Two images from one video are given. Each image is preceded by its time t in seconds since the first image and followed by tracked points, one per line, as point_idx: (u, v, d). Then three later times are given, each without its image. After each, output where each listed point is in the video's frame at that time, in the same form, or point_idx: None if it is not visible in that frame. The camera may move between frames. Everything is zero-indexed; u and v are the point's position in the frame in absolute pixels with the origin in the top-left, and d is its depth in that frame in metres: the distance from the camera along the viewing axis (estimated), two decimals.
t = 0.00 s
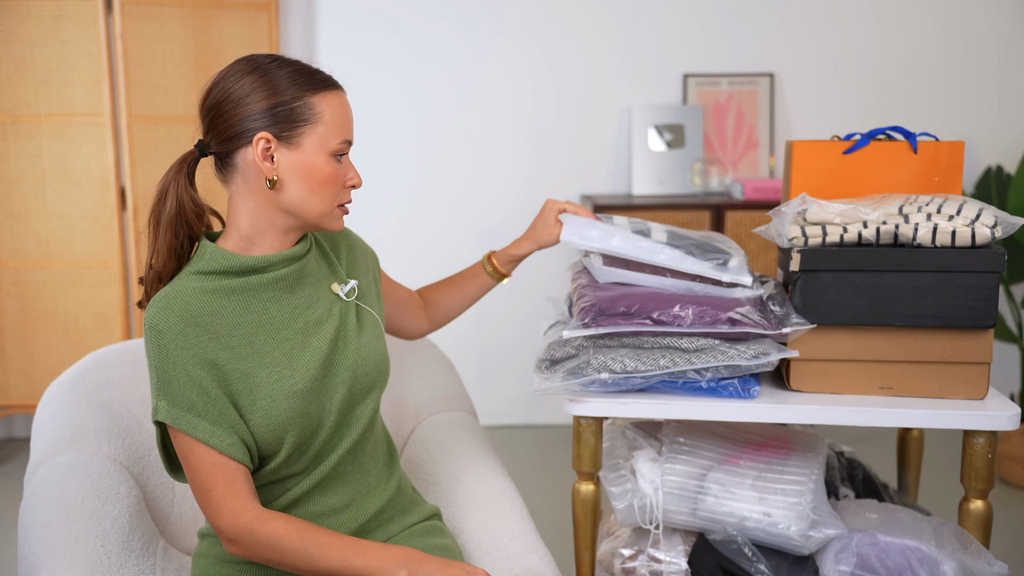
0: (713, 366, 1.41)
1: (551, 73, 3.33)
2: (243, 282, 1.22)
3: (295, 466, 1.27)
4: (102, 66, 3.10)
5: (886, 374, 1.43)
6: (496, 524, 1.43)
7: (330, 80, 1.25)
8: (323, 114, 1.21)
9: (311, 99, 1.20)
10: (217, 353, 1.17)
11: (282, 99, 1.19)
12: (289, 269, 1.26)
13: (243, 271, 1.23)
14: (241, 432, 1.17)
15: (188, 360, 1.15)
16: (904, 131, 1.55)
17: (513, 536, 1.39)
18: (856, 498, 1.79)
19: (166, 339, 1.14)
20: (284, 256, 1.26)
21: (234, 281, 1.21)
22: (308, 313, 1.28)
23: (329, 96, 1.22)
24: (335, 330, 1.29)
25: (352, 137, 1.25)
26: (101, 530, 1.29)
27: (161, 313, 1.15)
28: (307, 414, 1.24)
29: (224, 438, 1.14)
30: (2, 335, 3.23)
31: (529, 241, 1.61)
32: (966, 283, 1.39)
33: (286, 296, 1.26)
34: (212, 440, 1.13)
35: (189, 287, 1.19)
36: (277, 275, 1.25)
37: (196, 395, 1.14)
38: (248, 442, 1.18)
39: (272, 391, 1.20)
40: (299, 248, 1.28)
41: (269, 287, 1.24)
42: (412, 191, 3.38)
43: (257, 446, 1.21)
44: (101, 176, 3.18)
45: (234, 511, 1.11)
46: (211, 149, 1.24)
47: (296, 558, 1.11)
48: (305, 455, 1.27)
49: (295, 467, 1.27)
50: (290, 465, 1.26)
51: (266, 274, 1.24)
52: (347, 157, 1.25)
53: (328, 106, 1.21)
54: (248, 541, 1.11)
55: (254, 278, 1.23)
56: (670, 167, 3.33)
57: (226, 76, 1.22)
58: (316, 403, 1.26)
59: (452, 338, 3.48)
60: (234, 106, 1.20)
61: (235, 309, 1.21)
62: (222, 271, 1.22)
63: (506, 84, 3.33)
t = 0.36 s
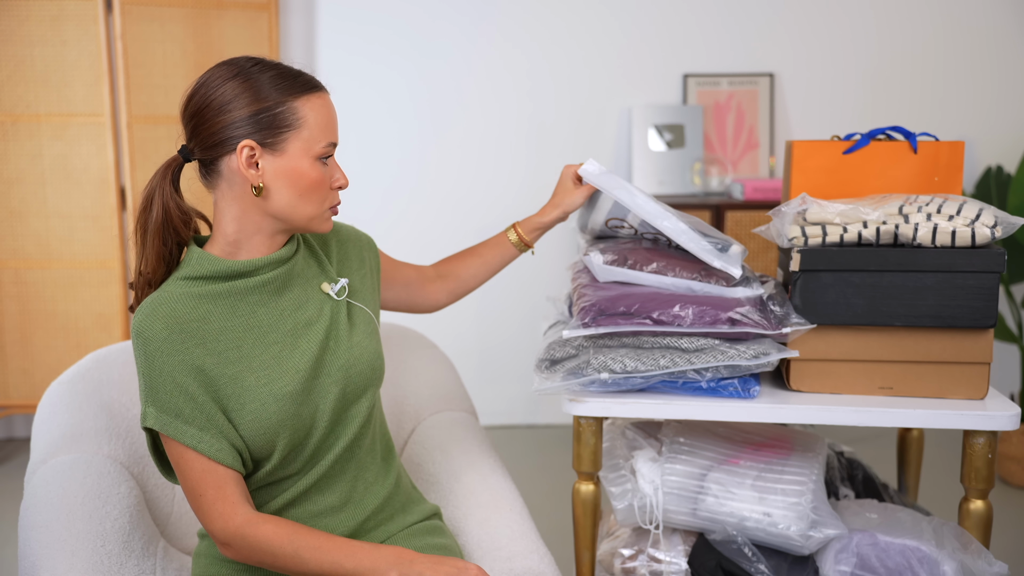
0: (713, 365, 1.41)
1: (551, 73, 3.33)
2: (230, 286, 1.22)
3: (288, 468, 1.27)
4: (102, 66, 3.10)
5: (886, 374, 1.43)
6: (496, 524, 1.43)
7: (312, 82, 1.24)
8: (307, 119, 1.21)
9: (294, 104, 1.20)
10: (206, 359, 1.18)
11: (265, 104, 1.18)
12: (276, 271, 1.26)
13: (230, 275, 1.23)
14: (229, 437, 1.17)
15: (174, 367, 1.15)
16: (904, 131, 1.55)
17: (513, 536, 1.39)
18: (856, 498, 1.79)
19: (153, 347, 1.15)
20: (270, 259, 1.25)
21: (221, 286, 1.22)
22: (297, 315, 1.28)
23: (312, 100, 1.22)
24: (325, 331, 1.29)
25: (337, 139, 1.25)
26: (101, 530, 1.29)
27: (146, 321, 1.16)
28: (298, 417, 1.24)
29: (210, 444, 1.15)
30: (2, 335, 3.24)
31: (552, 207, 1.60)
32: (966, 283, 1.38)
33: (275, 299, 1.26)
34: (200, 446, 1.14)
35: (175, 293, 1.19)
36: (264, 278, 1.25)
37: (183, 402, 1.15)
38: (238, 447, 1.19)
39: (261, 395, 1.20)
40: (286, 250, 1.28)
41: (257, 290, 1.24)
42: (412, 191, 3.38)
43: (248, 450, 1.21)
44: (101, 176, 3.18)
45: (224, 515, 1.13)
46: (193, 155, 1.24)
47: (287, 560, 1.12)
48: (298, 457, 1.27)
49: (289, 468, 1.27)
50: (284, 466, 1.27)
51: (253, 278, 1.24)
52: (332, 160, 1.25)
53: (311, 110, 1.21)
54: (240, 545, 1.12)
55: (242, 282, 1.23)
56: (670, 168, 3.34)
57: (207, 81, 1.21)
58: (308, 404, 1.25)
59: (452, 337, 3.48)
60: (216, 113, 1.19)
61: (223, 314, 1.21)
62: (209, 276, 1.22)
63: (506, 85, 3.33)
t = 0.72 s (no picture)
0: (713, 366, 1.42)
1: (552, 73, 3.33)
2: (269, 278, 1.22)
3: (312, 464, 1.27)
4: (102, 66, 3.10)
5: (886, 374, 1.43)
6: (497, 524, 1.43)
7: (335, 68, 1.24)
8: (325, 102, 1.20)
9: (311, 89, 1.20)
10: (237, 351, 1.18)
11: (282, 91, 1.19)
12: (316, 265, 1.26)
13: (268, 268, 1.23)
14: (258, 433, 1.17)
15: (206, 358, 1.15)
16: (904, 131, 1.55)
17: (513, 537, 1.39)
18: (856, 498, 1.79)
19: (186, 335, 1.15)
20: (311, 252, 1.25)
21: (261, 278, 1.21)
22: (335, 310, 1.27)
23: (331, 84, 1.21)
24: (361, 328, 1.29)
25: (362, 123, 1.23)
26: (101, 530, 1.29)
27: (183, 309, 1.16)
28: (330, 414, 1.24)
29: (236, 439, 1.15)
30: (2, 335, 3.23)
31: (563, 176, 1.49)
32: (966, 283, 1.38)
33: (313, 293, 1.26)
34: (223, 440, 1.14)
35: (214, 282, 1.19)
36: (302, 272, 1.24)
37: (212, 395, 1.15)
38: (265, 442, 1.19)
39: (294, 391, 1.20)
40: (325, 244, 1.27)
41: (294, 284, 1.24)
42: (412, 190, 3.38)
43: (277, 444, 1.21)
44: (101, 176, 3.18)
45: (235, 512, 1.13)
46: (224, 155, 1.27)
47: (293, 559, 1.14)
48: (322, 453, 1.27)
49: (313, 463, 1.27)
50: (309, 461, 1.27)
51: (292, 271, 1.24)
52: (359, 143, 1.24)
53: (328, 93, 1.21)
54: (252, 541, 1.13)
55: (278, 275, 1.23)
56: (670, 168, 3.33)
57: (234, 74, 1.24)
58: (339, 402, 1.25)
59: (452, 338, 3.48)
60: (241, 104, 1.22)
61: (259, 306, 1.21)
62: (249, 266, 1.22)
63: (506, 85, 3.32)
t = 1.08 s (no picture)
0: (713, 366, 1.42)
1: (552, 73, 3.33)
2: (281, 273, 1.24)
3: (321, 461, 1.28)
4: (102, 66, 3.09)
5: (885, 374, 1.43)
6: (497, 524, 1.43)
7: (342, 64, 1.24)
8: (335, 100, 1.20)
9: (319, 86, 1.20)
10: (244, 342, 1.20)
11: (291, 91, 1.20)
12: (330, 264, 1.26)
13: (283, 263, 1.25)
14: (260, 424, 1.20)
15: (214, 346, 1.20)
16: (904, 131, 1.55)
17: (513, 537, 1.39)
18: (857, 498, 1.79)
19: (197, 321, 1.20)
20: (325, 250, 1.26)
21: (273, 272, 1.24)
22: (348, 311, 1.26)
23: (338, 80, 1.21)
24: (373, 332, 1.27)
25: (372, 118, 1.23)
26: (102, 530, 1.29)
27: (197, 296, 1.21)
28: (334, 415, 1.23)
29: (236, 427, 1.18)
30: (2, 335, 3.24)
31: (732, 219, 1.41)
32: (966, 283, 1.38)
33: (327, 291, 1.26)
34: (224, 427, 1.18)
35: (230, 273, 1.23)
36: (316, 270, 1.25)
37: (218, 381, 1.20)
38: (268, 434, 1.21)
39: (298, 388, 1.20)
40: (342, 242, 1.28)
41: (307, 281, 1.25)
42: (413, 190, 3.38)
43: (281, 438, 1.23)
44: (101, 176, 3.18)
45: (238, 499, 1.16)
46: (241, 159, 1.29)
47: (292, 550, 1.15)
48: (331, 451, 1.28)
49: (320, 460, 1.28)
50: (318, 458, 1.28)
51: (305, 268, 1.25)
52: (372, 138, 1.24)
53: (336, 90, 1.21)
54: (250, 527, 1.16)
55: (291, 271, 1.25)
56: (670, 168, 3.33)
57: (246, 76, 1.25)
58: (346, 403, 1.25)
59: (452, 338, 3.48)
60: (252, 107, 1.23)
61: (271, 300, 1.23)
62: (266, 261, 1.25)
63: (506, 84, 3.32)
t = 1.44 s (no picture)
0: (713, 366, 1.42)
1: (552, 74, 3.33)
2: (303, 275, 1.22)
3: (332, 462, 1.28)
4: (102, 66, 3.09)
5: (885, 374, 1.43)
6: (497, 524, 1.43)
7: (370, 69, 1.24)
8: (367, 107, 1.20)
9: (352, 92, 1.20)
10: (266, 345, 1.18)
11: (324, 96, 1.19)
12: (349, 265, 1.26)
13: (303, 265, 1.24)
14: (283, 428, 1.18)
15: (235, 350, 1.16)
16: (904, 131, 1.55)
17: (513, 537, 1.39)
18: (856, 498, 1.79)
19: (220, 325, 1.16)
20: (345, 252, 1.26)
21: (294, 274, 1.22)
22: (365, 312, 1.27)
23: (370, 87, 1.21)
24: (389, 331, 1.28)
25: (401, 124, 1.24)
26: (101, 530, 1.29)
27: (217, 298, 1.17)
28: (355, 415, 1.24)
29: (258, 433, 1.15)
30: (2, 335, 3.24)
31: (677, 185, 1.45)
32: (966, 283, 1.38)
33: (346, 293, 1.26)
34: (245, 432, 1.15)
35: (249, 275, 1.20)
36: (336, 272, 1.25)
37: (239, 386, 1.16)
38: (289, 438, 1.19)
39: (321, 390, 1.20)
40: (360, 244, 1.28)
41: (327, 282, 1.24)
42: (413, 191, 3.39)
43: (300, 441, 1.22)
44: (101, 176, 3.18)
45: (254, 504, 1.15)
46: (262, 158, 1.27)
47: (308, 555, 1.15)
48: (345, 452, 1.28)
49: (332, 462, 1.28)
50: (330, 459, 1.27)
51: (326, 270, 1.25)
52: (399, 144, 1.24)
53: (368, 96, 1.21)
54: (266, 534, 1.15)
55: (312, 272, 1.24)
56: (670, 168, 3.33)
57: (271, 77, 1.23)
58: (363, 404, 1.25)
59: (452, 338, 3.48)
60: (280, 109, 1.21)
61: (292, 301, 1.21)
62: (284, 263, 1.23)
63: (506, 85, 3.33)
